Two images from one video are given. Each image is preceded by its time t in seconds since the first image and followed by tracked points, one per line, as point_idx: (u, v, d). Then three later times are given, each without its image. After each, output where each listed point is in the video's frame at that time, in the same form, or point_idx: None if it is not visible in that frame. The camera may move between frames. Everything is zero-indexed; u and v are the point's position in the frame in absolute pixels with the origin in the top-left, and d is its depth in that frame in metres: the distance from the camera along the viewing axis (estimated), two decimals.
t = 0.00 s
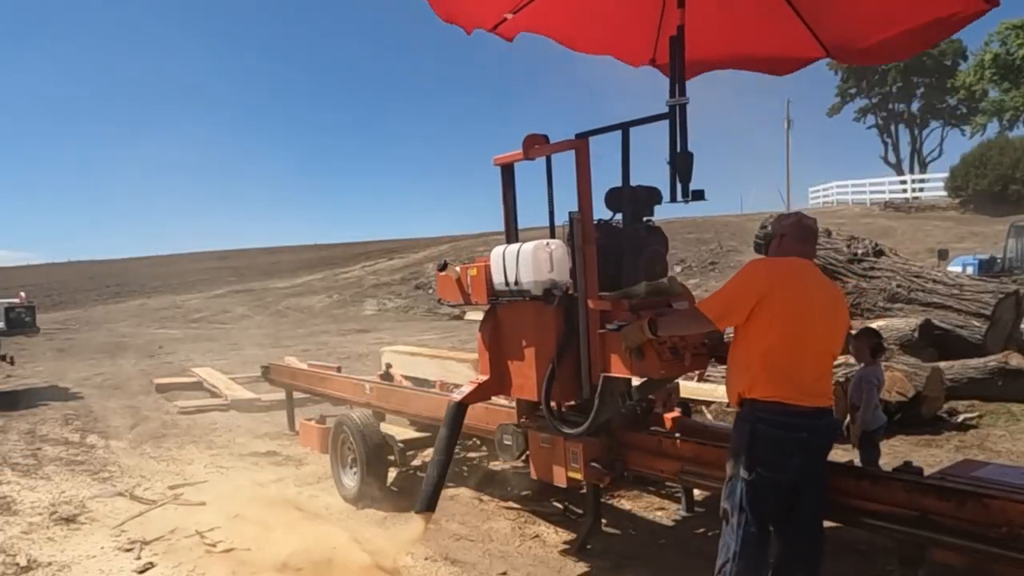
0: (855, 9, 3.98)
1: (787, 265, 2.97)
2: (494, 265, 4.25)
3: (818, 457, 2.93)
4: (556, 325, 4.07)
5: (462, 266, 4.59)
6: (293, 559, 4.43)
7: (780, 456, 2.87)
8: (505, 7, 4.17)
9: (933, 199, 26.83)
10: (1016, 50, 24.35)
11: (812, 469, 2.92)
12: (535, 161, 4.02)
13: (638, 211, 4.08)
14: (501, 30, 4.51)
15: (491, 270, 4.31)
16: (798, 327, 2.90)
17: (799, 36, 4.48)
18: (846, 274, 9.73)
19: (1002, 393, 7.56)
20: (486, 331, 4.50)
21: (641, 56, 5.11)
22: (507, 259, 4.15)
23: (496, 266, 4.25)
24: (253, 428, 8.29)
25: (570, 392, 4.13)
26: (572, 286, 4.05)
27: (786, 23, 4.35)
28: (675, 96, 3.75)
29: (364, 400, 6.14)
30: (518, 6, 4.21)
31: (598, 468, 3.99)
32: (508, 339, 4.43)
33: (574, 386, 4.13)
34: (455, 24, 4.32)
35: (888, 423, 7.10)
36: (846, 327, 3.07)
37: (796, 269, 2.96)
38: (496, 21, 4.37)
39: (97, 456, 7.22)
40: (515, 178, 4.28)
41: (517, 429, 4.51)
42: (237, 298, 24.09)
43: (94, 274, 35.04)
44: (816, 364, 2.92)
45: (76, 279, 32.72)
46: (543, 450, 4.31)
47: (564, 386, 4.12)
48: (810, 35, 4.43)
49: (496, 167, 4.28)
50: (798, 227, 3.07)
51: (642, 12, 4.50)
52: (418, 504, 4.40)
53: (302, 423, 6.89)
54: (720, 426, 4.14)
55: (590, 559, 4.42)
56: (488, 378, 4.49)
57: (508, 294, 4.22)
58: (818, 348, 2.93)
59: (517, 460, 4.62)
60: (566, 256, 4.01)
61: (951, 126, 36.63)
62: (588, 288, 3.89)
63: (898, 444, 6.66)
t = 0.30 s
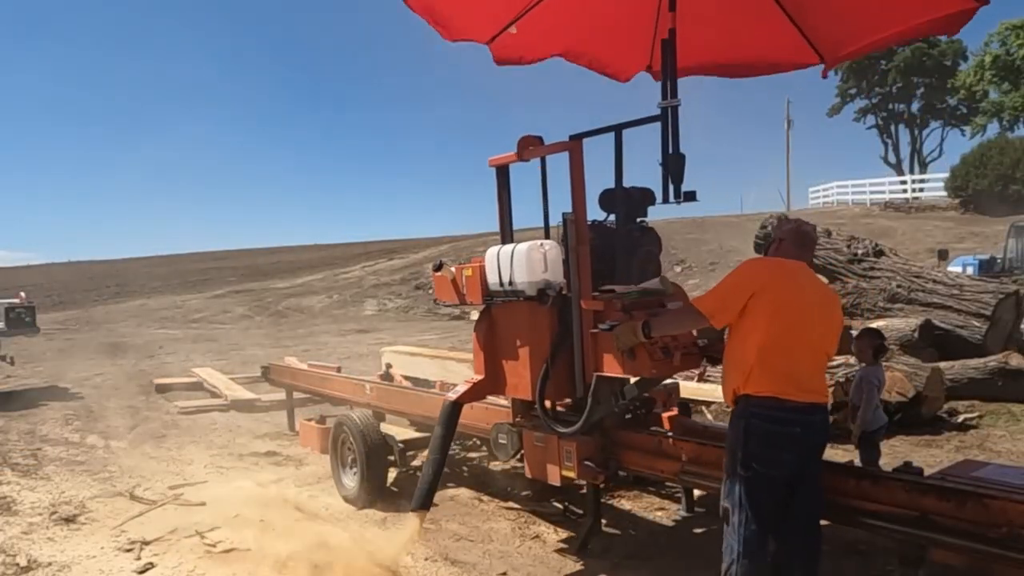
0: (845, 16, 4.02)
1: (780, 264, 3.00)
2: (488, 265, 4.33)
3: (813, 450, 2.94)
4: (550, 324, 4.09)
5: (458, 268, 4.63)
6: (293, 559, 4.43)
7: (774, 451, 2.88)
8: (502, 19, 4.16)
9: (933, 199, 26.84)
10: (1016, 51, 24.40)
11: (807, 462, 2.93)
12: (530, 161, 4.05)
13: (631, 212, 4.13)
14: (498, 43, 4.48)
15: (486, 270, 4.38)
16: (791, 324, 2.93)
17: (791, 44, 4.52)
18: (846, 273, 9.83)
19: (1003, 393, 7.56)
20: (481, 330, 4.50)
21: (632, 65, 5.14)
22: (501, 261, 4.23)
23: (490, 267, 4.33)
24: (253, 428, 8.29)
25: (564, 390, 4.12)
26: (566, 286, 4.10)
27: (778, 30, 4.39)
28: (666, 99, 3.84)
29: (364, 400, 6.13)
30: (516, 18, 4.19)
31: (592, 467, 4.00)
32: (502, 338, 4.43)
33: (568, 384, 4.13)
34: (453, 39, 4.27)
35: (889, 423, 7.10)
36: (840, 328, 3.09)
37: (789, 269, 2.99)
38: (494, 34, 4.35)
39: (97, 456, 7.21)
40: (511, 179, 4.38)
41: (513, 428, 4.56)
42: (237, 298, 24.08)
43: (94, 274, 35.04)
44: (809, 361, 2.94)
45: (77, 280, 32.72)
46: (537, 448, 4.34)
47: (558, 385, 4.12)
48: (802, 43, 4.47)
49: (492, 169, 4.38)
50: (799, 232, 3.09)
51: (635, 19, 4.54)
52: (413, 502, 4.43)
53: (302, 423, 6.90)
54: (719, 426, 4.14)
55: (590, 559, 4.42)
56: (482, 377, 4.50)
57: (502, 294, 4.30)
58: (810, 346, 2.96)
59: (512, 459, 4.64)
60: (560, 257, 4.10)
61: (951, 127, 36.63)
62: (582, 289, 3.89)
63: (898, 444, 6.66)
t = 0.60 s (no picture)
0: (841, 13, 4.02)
1: (773, 264, 3.01)
2: (483, 265, 4.31)
3: (811, 442, 2.93)
4: (544, 324, 4.11)
5: (453, 268, 4.63)
6: (293, 560, 4.44)
7: (771, 447, 2.88)
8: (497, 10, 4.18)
9: (933, 199, 26.85)
10: (1016, 51, 24.43)
11: (806, 455, 2.92)
12: (525, 163, 4.10)
13: (625, 213, 4.12)
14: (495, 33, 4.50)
15: (481, 270, 4.37)
16: (786, 323, 2.93)
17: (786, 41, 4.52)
18: (846, 274, 9.88)
19: (1003, 393, 7.56)
20: (477, 330, 4.55)
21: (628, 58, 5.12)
22: (495, 261, 4.21)
23: (485, 267, 4.31)
24: (253, 428, 8.28)
25: (558, 389, 4.17)
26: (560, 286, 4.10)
27: (774, 28, 4.39)
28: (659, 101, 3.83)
29: (364, 400, 6.13)
30: (511, 8, 4.21)
31: (586, 466, 4.03)
32: (497, 339, 4.48)
33: (561, 382, 4.17)
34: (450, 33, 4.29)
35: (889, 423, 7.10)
36: (834, 327, 3.09)
37: (783, 270, 3.00)
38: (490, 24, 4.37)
39: (97, 456, 7.21)
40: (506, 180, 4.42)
41: (507, 428, 4.55)
42: (238, 298, 24.06)
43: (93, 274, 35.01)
44: (804, 359, 2.94)
45: (77, 280, 32.72)
46: (532, 448, 4.35)
47: (552, 384, 4.16)
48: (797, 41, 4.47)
49: (488, 170, 4.40)
50: (794, 236, 3.13)
51: (630, 13, 4.54)
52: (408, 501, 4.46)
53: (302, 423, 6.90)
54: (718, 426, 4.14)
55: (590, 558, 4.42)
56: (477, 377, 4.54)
57: (497, 294, 4.27)
58: (805, 344, 2.96)
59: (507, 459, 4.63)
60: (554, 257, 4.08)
61: (952, 127, 36.63)
62: (576, 290, 3.92)
63: (898, 444, 6.66)
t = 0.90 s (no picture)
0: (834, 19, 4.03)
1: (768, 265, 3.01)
2: (479, 265, 4.36)
3: (805, 442, 2.93)
4: (539, 324, 4.13)
5: (449, 268, 4.64)
6: (293, 560, 4.44)
7: (765, 446, 2.88)
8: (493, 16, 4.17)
9: (933, 199, 26.86)
10: (1016, 51, 24.43)
11: (800, 454, 2.92)
12: (520, 164, 4.13)
13: (619, 214, 4.12)
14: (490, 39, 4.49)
15: (477, 270, 4.40)
16: (782, 322, 2.94)
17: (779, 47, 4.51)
18: (846, 274, 9.88)
19: (1003, 393, 7.55)
20: (472, 330, 4.55)
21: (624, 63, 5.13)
22: (491, 261, 4.27)
23: (481, 267, 4.36)
24: (253, 428, 8.28)
25: (552, 389, 4.17)
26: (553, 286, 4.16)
27: (769, 35, 4.40)
28: (651, 103, 3.85)
29: (364, 400, 6.14)
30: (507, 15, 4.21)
31: (580, 465, 4.08)
32: (491, 338, 4.48)
33: (556, 381, 4.17)
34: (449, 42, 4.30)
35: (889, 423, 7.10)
36: (825, 325, 3.10)
37: (780, 271, 3.00)
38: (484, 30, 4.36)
39: (97, 456, 7.21)
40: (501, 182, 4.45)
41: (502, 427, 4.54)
42: (238, 299, 24.06)
43: (93, 274, 35.00)
44: (797, 357, 2.95)
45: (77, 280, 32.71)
46: (527, 447, 4.39)
47: (546, 383, 4.17)
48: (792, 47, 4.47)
49: (483, 172, 4.43)
50: (787, 237, 3.13)
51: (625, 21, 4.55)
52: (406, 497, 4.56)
53: (302, 423, 6.91)
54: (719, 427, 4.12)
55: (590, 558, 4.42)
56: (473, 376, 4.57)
57: (491, 295, 4.33)
58: (798, 343, 2.96)
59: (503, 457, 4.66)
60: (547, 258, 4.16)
61: (952, 127, 36.63)
62: (570, 289, 3.95)
63: (898, 444, 6.67)
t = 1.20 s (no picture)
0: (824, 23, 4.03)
1: (759, 266, 3.01)
2: (473, 266, 4.35)
3: (794, 447, 2.94)
4: (532, 325, 4.18)
5: (444, 268, 4.64)
6: (294, 560, 4.44)
7: (754, 449, 2.88)
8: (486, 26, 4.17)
9: (933, 199, 26.88)
10: (1016, 51, 24.45)
11: (789, 458, 2.93)
12: (515, 165, 4.15)
13: (613, 215, 4.14)
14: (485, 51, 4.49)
15: (471, 271, 4.40)
16: (771, 323, 2.93)
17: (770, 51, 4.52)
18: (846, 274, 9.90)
19: (1003, 393, 7.55)
20: (467, 329, 4.58)
21: (615, 71, 5.15)
22: (484, 262, 4.26)
23: (475, 268, 4.35)
24: (253, 428, 8.29)
25: (546, 387, 4.27)
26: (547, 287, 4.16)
27: (760, 40, 4.40)
28: (643, 106, 3.93)
29: (364, 401, 6.14)
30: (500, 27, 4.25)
31: (574, 463, 4.10)
32: (486, 338, 4.53)
33: (549, 380, 4.27)
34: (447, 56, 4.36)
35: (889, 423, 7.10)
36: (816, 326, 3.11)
37: (774, 273, 3.01)
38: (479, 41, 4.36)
39: (97, 456, 7.21)
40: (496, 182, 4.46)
41: (497, 426, 4.56)
42: (238, 299, 24.07)
43: (94, 274, 35.03)
44: (787, 358, 2.95)
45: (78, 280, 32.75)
46: (522, 445, 4.39)
47: (540, 382, 4.25)
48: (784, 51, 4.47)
49: (478, 173, 4.45)
50: (774, 236, 3.14)
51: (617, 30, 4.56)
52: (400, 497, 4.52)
53: (302, 423, 6.91)
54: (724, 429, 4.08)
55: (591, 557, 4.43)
56: (468, 376, 4.60)
57: (486, 295, 4.32)
58: (787, 343, 2.96)
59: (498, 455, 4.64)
60: (541, 259, 4.16)
61: (951, 127, 36.67)
62: (564, 289, 3.97)
63: (899, 444, 6.66)
